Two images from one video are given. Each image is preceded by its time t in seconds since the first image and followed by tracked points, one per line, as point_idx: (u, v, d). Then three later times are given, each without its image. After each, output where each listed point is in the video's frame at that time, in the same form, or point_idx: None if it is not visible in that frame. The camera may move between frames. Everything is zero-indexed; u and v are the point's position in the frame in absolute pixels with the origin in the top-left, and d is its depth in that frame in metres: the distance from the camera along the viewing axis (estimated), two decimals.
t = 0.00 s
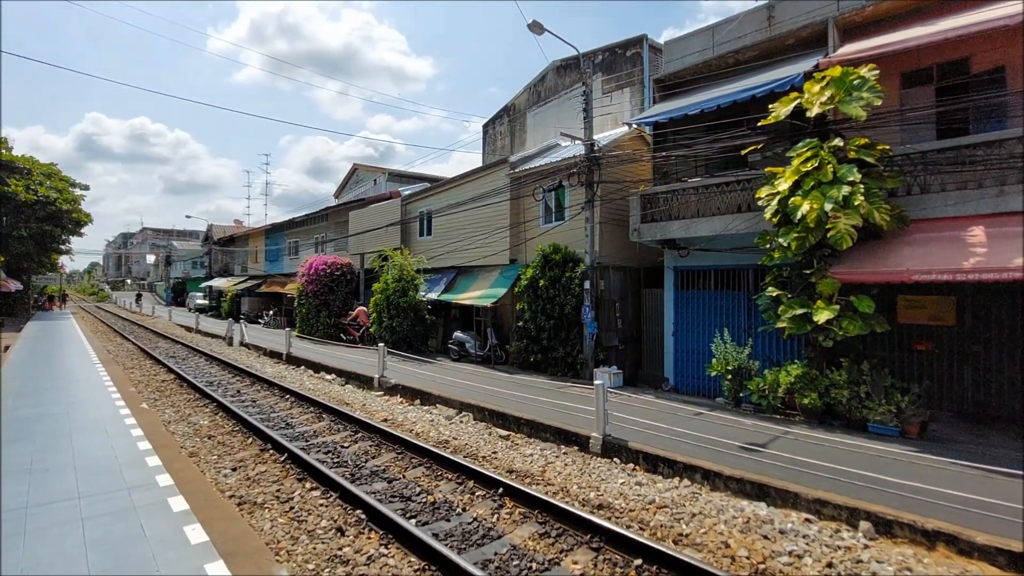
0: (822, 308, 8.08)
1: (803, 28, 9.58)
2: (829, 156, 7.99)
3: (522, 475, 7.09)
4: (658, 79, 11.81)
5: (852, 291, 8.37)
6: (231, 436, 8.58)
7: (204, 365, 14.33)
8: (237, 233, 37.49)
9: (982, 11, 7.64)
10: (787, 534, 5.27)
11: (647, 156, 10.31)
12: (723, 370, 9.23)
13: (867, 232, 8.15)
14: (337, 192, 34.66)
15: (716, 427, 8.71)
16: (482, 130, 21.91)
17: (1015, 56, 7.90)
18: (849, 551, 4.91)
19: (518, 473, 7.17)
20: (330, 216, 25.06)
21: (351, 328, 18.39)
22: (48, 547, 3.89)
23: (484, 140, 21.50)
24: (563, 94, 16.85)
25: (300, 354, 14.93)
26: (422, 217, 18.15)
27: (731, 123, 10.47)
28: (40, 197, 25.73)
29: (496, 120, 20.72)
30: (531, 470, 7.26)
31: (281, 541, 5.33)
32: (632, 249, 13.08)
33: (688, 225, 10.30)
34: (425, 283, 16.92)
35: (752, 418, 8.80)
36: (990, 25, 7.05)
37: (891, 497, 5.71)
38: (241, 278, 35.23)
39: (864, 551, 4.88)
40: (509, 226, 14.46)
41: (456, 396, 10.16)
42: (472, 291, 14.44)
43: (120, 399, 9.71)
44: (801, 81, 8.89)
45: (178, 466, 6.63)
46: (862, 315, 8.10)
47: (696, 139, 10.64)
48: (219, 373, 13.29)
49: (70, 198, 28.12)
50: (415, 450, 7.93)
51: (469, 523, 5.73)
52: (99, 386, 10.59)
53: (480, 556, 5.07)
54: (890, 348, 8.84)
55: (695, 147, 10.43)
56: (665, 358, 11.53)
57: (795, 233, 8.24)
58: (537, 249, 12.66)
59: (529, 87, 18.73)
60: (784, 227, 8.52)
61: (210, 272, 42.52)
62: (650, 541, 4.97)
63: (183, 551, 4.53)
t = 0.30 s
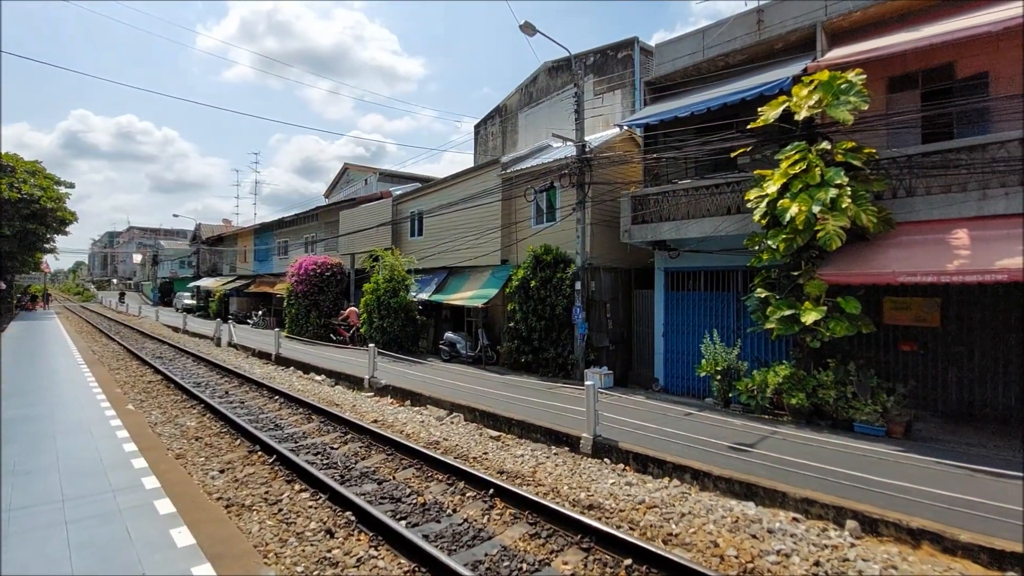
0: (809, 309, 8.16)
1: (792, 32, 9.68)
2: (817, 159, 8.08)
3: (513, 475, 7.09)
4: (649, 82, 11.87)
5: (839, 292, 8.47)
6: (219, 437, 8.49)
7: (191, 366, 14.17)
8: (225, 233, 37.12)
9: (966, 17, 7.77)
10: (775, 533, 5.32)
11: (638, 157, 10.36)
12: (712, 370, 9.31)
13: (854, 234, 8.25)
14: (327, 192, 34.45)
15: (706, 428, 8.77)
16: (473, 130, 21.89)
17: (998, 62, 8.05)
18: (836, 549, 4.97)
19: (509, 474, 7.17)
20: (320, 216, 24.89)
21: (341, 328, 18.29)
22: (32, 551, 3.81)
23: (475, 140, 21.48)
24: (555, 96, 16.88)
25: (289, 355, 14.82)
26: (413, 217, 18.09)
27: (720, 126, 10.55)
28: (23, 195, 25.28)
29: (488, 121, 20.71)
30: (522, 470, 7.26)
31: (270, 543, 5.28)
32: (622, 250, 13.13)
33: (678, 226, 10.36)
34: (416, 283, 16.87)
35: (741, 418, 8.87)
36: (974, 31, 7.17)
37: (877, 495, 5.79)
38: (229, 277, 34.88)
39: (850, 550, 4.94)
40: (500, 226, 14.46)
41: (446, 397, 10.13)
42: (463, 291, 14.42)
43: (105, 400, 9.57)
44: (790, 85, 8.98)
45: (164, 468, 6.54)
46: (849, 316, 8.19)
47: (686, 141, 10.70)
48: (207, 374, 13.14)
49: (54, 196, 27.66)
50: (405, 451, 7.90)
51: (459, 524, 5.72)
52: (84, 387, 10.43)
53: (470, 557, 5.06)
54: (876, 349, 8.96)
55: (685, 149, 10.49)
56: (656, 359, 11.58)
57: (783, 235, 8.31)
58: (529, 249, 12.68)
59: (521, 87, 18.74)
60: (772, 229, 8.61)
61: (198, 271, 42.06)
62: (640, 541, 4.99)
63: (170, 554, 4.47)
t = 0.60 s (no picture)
0: (797, 311, 8.24)
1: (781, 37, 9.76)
2: (804, 163, 8.18)
3: (503, 477, 7.09)
4: (640, 84, 11.92)
5: (826, 294, 8.56)
6: (206, 440, 8.39)
7: (177, 367, 14.01)
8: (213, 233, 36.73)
9: (950, 24, 7.90)
10: (762, 533, 5.36)
11: (629, 159, 10.40)
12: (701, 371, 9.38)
13: (840, 237, 8.35)
14: (317, 192, 34.23)
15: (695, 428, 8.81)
16: (464, 131, 21.86)
17: (981, 68, 8.20)
18: (822, 549, 5.02)
19: (499, 475, 7.17)
20: (310, 216, 24.72)
21: (331, 329, 18.19)
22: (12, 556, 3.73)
23: (466, 141, 21.46)
24: (546, 97, 16.90)
25: (277, 356, 14.70)
26: (404, 217, 18.02)
27: (710, 128, 10.62)
28: (6, 193, 24.83)
29: (479, 122, 20.70)
30: (512, 472, 7.25)
31: (257, 546, 5.23)
32: (613, 251, 13.18)
33: (668, 228, 10.41)
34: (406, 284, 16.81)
35: (730, 419, 8.93)
36: (958, 38, 7.29)
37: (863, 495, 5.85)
38: (217, 278, 34.52)
39: (836, 550, 4.99)
40: (491, 227, 14.46)
41: (437, 399, 10.10)
42: (453, 292, 14.39)
43: (89, 403, 9.42)
44: (779, 89, 9.07)
45: (149, 471, 6.46)
46: (836, 318, 8.29)
47: (675, 144, 10.77)
48: (194, 376, 13.00)
49: (38, 195, 27.22)
50: (395, 453, 7.86)
51: (449, 526, 5.70)
52: (68, 389, 10.26)
53: (460, 559, 5.04)
54: (862, 350, 9.08)
55: (675, 151, 10.55)
56: (645, 360, 11.63)
57: (771, 237, 8.39)
58: (520, 251, 12.69)
59: (512, 89, 18.75)
60: (761, 231, 8.68)
61: (185, 271, 41.60)
62: (629, 542, 5.00)
63: (155, 559, 4.40)
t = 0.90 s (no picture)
0: (787, 313, 8.29)
1: (771, 42, 9.84)
2: (794, 167, 8.25)
3: (495, 479, 7.07)
4: (632, 88, 11.98)
5: (816, 297, 8.62)
6: (194, 443, 8.30)
7: (166, 369, 13.87)
8: (204, 233, 36.42)
9: (937, 31, 8.01)
10: (753, 535, 5.38)
11: (621, 162, 10.44)
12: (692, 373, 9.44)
13: (829, 241, 8.43)
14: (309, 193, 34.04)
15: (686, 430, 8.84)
16: (457, 133, 21.86)
17: (967, 75, 8.32)
18: (813, 550, 5.04)
19: (491, 477, 7.15)
20: (302, 217, 24.58)
21: (322, 331, 18.09)
22: None
23: (459, 142, 21.46)
24: (539, 100, 16.94)
25: (267, 358, 14.58)
26: (396, 219, 17.97)
27: (702, 132, 10.69)
28: None
29: (472, 124, 20.70)
30: (504, 474, 7.24)
31: (246, 550, 5.17)
32: (605, 254, 13.21)
33: (660, 231, 10.46)
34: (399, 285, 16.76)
35: (720, 420, 8.98)
36: (945, 45, 7.39)
37: (853, 497, 5.89)
38: (207, 279, 34.23)
39: (826, 551, 5.02)
40: (484, 229, 14.45)
41: (428, 401, 10.06)
42: (446, 294, 14.36)
43: (76, 405, 9.29)
44: (769, 93, 9.15)
45: (136, 474, 6.37)
46: (825, 320, 8.35)
47: (668, 147, 10.82)
48: (182, 377, 12.86)
49: (25, 194, 26.84)
50: (386, 456, 7.82)
51: (440, 529, 5.67)
52: (54, 392, 10.11)
53: (451, 562, 5.02)
54: (851, 352, 9.17)
55: (667, 154, 10.60)
56: (637, 362, 11.67)
57: (762, 240, 8.45)
58: (512, 252, 12.69)
59: (505, 91, 18.77)
60: (752, 234, 8.74)
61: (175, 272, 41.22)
62: (621, 545, 5.00)
63: (142, 563, 4.34)
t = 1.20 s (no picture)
0: (777, 318, 8.34)
1: (761, 50, 9.95)
2: (784, 173, 8.33)
3: (487, 485, 7.03)
4: (624, 94, 12.05)
5: (806, 301, 8.69)
6: (182, 449, 8.19)
7: (154, 374, 13.70)
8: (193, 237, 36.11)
9: (923, 40, 8.14)
10: (745, 539, 5.39)
11: (613, 167, 10.49)
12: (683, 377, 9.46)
13: (818, 246, 8.51)
14: (301, 197, 33.88)
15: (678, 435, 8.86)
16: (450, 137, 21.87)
17: (952, 83, 8.45)
18: (803, 554, 5.06)
19: (483, 483, 7.11)
20: (293, 221, 24.43)
21: (313, 336, 17.97)
22: None
23: (452, 147, 21.46)
24: (532, 105, 17.00)
25: (257, 363, 14.44)
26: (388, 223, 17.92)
27: (692, 138, 10.77)
28: None
29: (465, 128, 20.72)
30: (496, 480, 7.20)
31: (234, 558, 5.10)
32: (597, 258, 13.25)
33: (652, 236, 10.50)
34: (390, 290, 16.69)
35: (712, 425, 9.01)
36: (931, 53, 7.51)
37: (842, 500, 5.93)
38: (197, 283, 33.90)
39: (817, 555, 5.03)
40: (476, 234, 14.45)
41: (420, 406, 10.01)
42: (438, 298, 14.32)
43: (61, 412, 9.13)
44: (759, 100, 9.24)
45: (122, 481, 6.27)
46: (814, 324, 8.41)
47: (659, 153, 10.88)
48: (170, 383, 12.70)
49: (11, 197, 26.48)
50: (377, 461, 7.76)
51: (432, 536, 5.63)
52: (38, 397, 9.94)
53: (443, 569, 4.97)
54: (840, 356, 9.26)
55: (659, 160, 10.67)
56: (629, 367, 11.69)
57: (752, 245, 8.51)
58: (505, 257, 12.69)
59: (498, 96, 18.81)
60: (742, 239, 8.80)
61: (163, 276, 40.77)
62: (614, 550, 4.98)
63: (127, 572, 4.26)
